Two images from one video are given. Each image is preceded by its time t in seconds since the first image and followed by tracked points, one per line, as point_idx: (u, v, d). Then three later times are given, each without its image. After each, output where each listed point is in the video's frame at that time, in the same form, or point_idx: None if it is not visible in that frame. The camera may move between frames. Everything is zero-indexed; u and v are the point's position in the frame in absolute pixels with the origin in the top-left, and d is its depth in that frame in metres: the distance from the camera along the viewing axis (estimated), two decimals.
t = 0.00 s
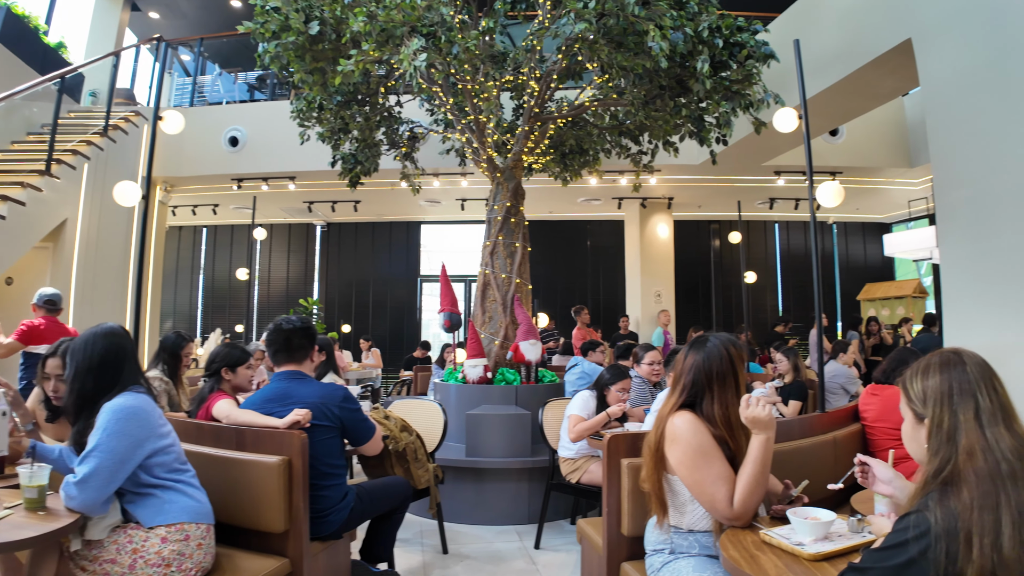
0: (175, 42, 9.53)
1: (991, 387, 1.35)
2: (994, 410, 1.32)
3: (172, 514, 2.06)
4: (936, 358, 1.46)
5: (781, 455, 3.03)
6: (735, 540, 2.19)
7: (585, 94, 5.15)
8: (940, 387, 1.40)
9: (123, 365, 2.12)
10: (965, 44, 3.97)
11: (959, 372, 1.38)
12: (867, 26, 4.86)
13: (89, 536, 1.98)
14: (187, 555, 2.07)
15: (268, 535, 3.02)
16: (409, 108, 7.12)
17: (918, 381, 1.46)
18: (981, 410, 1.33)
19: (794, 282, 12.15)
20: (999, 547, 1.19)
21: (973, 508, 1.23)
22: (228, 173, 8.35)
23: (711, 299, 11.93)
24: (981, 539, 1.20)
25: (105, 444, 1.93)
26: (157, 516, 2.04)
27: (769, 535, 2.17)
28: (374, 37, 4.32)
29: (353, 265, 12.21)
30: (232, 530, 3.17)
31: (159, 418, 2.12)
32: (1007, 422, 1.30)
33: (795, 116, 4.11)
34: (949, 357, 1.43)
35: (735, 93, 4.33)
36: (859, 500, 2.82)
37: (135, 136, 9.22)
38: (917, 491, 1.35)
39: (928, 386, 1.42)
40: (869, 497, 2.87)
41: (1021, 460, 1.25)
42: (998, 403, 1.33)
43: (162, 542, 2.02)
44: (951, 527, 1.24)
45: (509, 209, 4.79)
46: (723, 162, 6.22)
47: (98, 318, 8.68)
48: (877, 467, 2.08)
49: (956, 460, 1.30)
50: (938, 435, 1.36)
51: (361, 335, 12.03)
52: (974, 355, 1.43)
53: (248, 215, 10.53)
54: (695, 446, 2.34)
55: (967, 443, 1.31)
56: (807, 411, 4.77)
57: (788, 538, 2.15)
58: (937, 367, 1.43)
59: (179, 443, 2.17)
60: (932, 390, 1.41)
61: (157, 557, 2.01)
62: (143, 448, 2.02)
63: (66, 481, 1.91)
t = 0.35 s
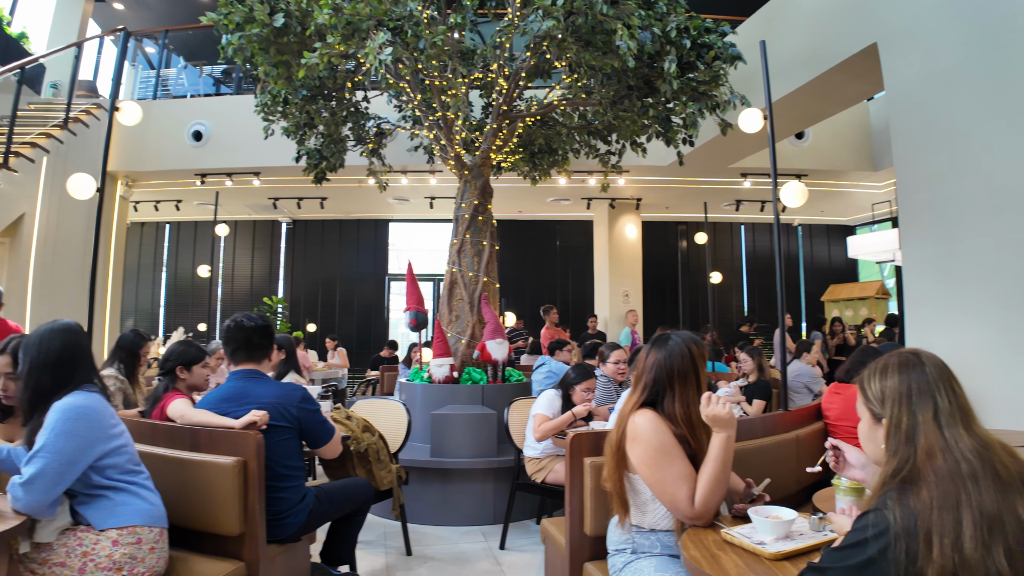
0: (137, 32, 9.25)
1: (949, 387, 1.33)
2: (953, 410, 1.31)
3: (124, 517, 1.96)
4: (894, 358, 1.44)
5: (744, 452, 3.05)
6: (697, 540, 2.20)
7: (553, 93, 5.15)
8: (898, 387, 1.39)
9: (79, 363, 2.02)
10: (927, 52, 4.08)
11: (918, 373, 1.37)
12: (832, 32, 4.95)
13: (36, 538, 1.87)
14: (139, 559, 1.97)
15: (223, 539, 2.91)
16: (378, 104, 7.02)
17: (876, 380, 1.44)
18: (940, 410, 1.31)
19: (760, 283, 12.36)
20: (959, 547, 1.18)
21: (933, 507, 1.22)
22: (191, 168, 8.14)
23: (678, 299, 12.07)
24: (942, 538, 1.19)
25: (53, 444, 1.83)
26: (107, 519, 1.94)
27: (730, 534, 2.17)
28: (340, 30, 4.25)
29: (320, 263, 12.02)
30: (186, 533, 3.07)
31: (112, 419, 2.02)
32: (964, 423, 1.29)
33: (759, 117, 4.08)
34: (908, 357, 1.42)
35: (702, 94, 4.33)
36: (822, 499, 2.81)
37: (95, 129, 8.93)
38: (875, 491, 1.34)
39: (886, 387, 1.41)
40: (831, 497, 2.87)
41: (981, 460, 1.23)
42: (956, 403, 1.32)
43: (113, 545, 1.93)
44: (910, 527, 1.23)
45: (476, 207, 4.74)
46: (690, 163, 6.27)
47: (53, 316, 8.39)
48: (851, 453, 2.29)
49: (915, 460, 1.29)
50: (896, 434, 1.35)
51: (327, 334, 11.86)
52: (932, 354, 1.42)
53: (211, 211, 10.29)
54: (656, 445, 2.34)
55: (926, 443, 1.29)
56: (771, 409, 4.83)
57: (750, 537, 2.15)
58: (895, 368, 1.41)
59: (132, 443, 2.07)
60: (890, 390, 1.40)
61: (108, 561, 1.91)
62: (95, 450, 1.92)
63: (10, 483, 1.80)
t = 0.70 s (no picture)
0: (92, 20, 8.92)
1: (894, 389, 1.34)
2: (897, 412, 1.31)
3: (69, 519, 1.86)
4: (841, 359, 1.44)
5: (698, 449, 3.05)
6: (651, 537, 2.21)
7: (515, 92, 5.15)
8: (844, 389, 1.38)
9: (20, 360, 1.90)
10: (884, 60, 4.20)
11: (864, 375, 1.37)
12: (789, 37, 5.05)
13: None
14: (83, 563, 1.87)
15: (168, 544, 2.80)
16: (339, 98, 6.89)
17: (822, 381, 1.44)
18: (884, 411, 1.32)
19: (719, 284, 12.60)
20: (906, 545, 1.17)
21: (879, 506, 1.21)
22: (146, 161, 7.88)
23: (639, 299, 12.23)
24: (889, 536, 1.18)
25: None
26: (51, 521, 1.84)
27: (684, 531, 2.19)
28: (299, 21, 4.16)
29: (278, 260, 11.79)
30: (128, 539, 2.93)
31: (55, 418, 1.92)
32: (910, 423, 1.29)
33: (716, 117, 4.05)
34: (855, 359, 1.42)
35: (663, 94, 4.34)
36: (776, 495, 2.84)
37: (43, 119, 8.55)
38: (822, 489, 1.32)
39: (832, 388, 1.40)
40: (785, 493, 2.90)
41: (929, 459, 1.23)
42: (901, 405, 1.32)
43: (56, 548, 1.82)
44: (857, 526, 1.22)
45: (438, 204, 4.68)
46: (651, 164, 6.35)
47: None
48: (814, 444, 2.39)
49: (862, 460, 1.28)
50: (841, 435, 1.34)
51: (286, 333, 11.64)
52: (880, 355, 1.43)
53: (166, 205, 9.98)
54: (610, 442, 2.34)
55: (873, 444, 1.29)
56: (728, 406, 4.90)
57: (704, 534, 2.17)
58: (841, 369, 1.41)
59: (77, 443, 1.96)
60: (836, 391, 1.40)
61: (52, 564, 1.80)
62: (38, 449, 1.81)
63: None
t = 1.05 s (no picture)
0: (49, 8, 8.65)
1: (841, 393, 1.36)
2: (844, 414, 1.33)
3: (13, 521, 1.75)
4: (790, 362, 1.45)
5: (656, 446, 3.04)
6: (608, 535, 2.20)
7: (480, 90, 5.12)
8: (793, 392, 1.40)
9: None
10: (844, 66, 4.29)
11: (812, 377, 1.39)
12: (749, 41, 5.12)
13: None
14: (28, 567, 1.77)
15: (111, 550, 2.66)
16: (300, 91, 6.75)
17: (771, 383, 1.45)
18: (830, 412, 1.34)
19: (681, 284, 12.80)
20: (853, 541, 1.18)
21: (827, 502, 1.21)
22: (101, 154, 7.61)
23: (602, 298, 12.34)
24: (836, 532, 1.19)
25: None
26: None
27: (641, 529, 2.19)
28: (259, 12, 4.05)
29: (235, 256, 11.54)
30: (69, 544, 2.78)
31: None
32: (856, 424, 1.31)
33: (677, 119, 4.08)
34: (803, 362, 1.43)
35: (626, 95, 4.34)
36: (732, 493, 2.86)
37: None
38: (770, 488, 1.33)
39: (781, 390, 1.42)
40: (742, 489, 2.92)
41: (877, 458, 1.24)
42: (847, 407, 1.34)
43: None
44: (805, 523, 1.23)
45: (400, 200, 4.60)
46: (614, 164, 6.39)
47: None
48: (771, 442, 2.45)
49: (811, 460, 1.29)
50: (788, 435, 1.36)
51: (243, 331, 11.40)
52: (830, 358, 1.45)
53: (122, 199, 9.65)
54: (568, 440, 2.32)
55: (821, 445, 1.31)
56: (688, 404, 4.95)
57: (661, 531, 2.18)
58: (791, 372, 1.42)
59: (20, 441, 1.86)
60: (785, 393, 1.41)
61: None
62: None
63: None
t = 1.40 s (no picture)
0: None
1: (791, 391, 1.40)
2: (794, 412, 1.37)
3: None
4: (742, 362, 1.50)
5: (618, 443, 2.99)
6: (566, 533, 2.15)
7: (445, 87, 5.08)
8: (744, 391, 1.44)
9: None
10: (806, 69, 4.34)
11: (762, 377, 1.43)
12: (713, 43, 5.16)
13: None
14: None
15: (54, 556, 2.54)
16: (261, 84, 6.60)
17: (724, 382, 1.49)
18: (781, 410, 1.38)
19: (646, 284, 12.95)
20: (804, 537, 1.20)
21: (778, 498, 1.24)
22: (55, 145, 7.35)
23: (567, 297, 12.41)
24: (787, 528, 1.20)
25: None
26: None
27: (600, 527, 2.14)
28: (217, 2, 3.95)
29: (194, 253, 11.26)
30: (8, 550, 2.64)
31: None
32: (806, 421, 1.35)
33: (642, 120, 4.05)
34: (754, 362, 1.48)
35: (590, 95, 4.29)
36: (692, 491, 2.85)
37: None
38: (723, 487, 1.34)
39: (732, 389, 1.46)
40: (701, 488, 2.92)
41: (827, 454, 1.28)
42: (798, 404, 1.38)
43: None
44: (758, 521, 1.24)
45: (362, 197, 4.52)
46: (578, 164, 6.41)
47: None
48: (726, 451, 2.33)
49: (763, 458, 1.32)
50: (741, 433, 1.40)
51: (203, 329, 11.16)
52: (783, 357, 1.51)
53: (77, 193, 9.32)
54: (528, 438, 2.27)
55: (773, 442, 1.34)
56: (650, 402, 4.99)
57: (619, 530, 2.12)
58: (742, 371, 1.46)
59: None
60: (736, 393, 1.45)
61: None
62: None
63: None
